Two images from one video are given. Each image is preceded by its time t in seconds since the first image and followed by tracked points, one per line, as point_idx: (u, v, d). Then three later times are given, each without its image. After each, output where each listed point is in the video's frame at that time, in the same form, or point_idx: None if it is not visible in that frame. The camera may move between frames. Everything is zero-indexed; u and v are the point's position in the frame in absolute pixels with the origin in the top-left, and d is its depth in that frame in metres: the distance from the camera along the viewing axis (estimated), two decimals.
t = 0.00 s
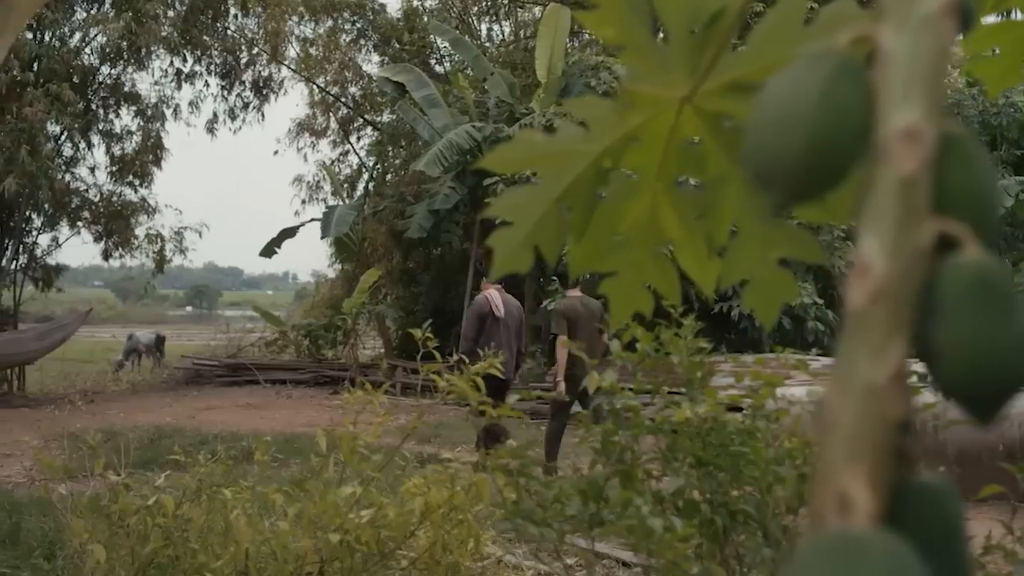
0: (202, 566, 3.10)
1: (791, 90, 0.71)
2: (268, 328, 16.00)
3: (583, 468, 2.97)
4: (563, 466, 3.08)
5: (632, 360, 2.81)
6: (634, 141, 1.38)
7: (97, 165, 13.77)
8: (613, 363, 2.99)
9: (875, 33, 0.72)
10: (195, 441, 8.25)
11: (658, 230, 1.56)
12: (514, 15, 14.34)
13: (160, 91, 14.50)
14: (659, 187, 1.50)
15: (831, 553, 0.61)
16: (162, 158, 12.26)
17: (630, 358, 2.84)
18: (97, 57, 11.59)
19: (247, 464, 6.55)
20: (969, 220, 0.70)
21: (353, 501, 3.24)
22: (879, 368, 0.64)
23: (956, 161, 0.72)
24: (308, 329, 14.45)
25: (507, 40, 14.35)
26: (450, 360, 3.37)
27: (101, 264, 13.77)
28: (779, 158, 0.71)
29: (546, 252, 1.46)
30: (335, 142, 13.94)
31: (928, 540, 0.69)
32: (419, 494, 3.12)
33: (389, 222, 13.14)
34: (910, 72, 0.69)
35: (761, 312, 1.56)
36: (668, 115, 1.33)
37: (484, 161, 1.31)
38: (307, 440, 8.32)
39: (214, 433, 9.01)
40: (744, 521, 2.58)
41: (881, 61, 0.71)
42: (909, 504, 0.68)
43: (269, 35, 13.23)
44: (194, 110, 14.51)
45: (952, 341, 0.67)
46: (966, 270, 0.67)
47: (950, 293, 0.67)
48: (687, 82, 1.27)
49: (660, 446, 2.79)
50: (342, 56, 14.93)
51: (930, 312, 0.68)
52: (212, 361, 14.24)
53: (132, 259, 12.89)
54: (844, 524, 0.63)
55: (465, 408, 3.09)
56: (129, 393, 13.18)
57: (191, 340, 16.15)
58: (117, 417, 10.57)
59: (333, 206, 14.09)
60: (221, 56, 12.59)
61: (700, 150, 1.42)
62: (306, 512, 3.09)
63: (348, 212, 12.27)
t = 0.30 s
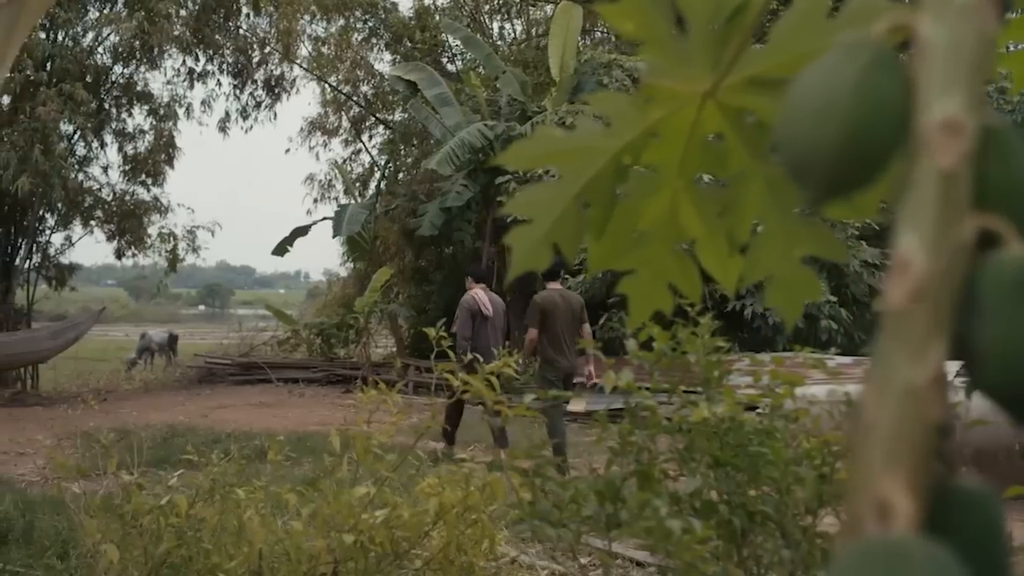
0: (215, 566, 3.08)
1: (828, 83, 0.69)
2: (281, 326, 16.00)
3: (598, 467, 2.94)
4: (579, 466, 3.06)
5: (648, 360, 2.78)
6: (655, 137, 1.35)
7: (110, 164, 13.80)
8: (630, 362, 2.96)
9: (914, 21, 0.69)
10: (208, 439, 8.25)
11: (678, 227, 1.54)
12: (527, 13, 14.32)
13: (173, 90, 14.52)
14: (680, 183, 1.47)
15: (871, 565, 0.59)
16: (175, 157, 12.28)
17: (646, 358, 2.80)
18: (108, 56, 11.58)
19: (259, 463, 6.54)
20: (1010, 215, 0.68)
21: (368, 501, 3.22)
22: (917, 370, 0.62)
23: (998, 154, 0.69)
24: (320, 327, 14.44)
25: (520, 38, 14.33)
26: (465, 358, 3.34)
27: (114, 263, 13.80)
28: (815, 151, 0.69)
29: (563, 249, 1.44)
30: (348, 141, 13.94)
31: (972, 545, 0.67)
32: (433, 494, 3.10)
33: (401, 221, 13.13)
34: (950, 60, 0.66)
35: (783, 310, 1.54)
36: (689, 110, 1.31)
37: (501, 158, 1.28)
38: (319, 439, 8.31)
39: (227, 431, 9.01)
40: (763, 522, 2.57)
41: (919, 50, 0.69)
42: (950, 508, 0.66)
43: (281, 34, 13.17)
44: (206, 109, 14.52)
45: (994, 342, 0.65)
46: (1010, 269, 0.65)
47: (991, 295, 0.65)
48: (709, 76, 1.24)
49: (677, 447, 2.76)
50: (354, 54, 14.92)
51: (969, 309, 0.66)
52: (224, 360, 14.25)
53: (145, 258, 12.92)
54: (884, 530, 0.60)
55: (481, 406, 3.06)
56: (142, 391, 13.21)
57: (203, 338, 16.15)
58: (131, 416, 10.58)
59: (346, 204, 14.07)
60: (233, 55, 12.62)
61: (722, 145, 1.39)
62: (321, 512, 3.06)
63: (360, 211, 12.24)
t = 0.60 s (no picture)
0: (225, 566, 3.07)
1: (860, 75, 0.67)
2: (290, 325, 16.01)
3: (611, 469, 2.92)
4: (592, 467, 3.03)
5: (661, 359, 2.75)
6: (671, 134, 1.33)
7: (120, 163, 13.81)
8: (643, 361, 2.94)
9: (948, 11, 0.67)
10: (218, 438, 8.24)
11: (696, 225, 1.53)
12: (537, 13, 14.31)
13: (182, 90, 14.52)
14: (696, 181, 1.45)
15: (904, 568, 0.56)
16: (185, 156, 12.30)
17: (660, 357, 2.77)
18: (119, 55, 11.60)
19: (269, 462, 6.54)
20: None
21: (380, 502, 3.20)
22: (954, 371, 0.58)
23: None
24: (330, 326, 14.43)
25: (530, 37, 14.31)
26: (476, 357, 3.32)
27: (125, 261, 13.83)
28: (845, 147, 0.67)
29: (578, 247, 1.43)
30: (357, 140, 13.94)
31: (1007, 552, 0.65)
32: (445, 495, 3.08)
33: (411, 220, 13.12)
34: (986, 52, 0.64)
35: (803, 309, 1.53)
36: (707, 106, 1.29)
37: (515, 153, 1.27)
38: (329, 438, 8.30)
39: (237, 430, 9.01)
40: (777, 522, 2.55)
41: (953, 40, 0.66)
42: (988, 513, 0.64)
43: (291, 33, 13.20)
44: (216, 108, 14.53)
45: None
46: None
47: None
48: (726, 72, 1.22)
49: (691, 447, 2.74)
50: (363, 53, 14.91)
51: (1007, 309, 0.63)
52: (234, 359, 14.26)
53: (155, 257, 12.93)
54: (919, 539, 0.57)
55: (493, 406, 3.04)
56: (152, 390, 13.22)
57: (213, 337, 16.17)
58: (141, 414, 10.59)
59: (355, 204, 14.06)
60: (242, 54, 12.62)
61: (740, 142, 1.38)
62: (332, 512, 3.04)
63: (369, 210, 12.23)
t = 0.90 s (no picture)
0: (232, 566, 3.04)
1: (894, 62, 0.64)
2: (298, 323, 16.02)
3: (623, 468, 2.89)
4: (603, 467, 3.01)
5: (673, 358, 2.72)
6: (687, 130, 1.30)
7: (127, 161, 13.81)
8: (654, 360, 2.91)
9: None
10: (225, 437, 8.22)
11: (712, 222, 1.51)
12: (544, 10, 14.30)
13: (189, 89, 14.52)
14: (712, 178, 1.42)
15: None
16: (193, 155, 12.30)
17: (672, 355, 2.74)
18: (126, 54, 11.60)
19: (277, 460, 6.52)
20: None
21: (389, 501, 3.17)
22: (993, 371, 0.49)
23: None
24: (337, 325, 14.42)
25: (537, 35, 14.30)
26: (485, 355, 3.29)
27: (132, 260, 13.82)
28: (877, 139, 0.65)
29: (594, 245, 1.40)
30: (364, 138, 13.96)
31: None
32: (454, 495, 3.05)
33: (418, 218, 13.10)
34: None
35: (823, 307, 1.51)
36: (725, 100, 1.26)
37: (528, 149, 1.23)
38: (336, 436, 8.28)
39: (245, 428, 9.00)
40: (790, 524, 2.54)
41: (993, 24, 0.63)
42: None
43: (298, 32, 13.21)
44: (223, 107, 14.53)
45: None
46: None
47: None
48: (744, 65, 1.19)
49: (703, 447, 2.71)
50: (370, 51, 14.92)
51: None
52: (242, 357, 14.25)
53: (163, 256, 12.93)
54: (955, 550, 0.47)
55: (502, 404, 3.01)
56: (160, 388, 13.22)
57: (220, 336, 16.18)
58: (149, 413, 10.58)
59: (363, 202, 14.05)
60: (250, 53, 12.62)
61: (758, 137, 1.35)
62: (340, 512, 3.01)
63: (376, 209, 12.22)
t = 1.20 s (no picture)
0: (240, 566, 3.03)
1: (920, 46, 0.61)
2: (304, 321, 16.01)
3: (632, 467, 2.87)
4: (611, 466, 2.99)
5: (684, 356, 2.69)
6: (701, 124, 1.28)
7: (133, 160, 13.79)
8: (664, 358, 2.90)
9: None
10: (232, 436, 8.20)
11: (726, 218, 1.49)
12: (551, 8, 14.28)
13: (194, 87, 14.49)
14: (726, 174, 1.40)
15: None
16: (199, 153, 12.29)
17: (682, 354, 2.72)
18: (133, 51, 11.58)
19: (285, 459, 6.50)
20: None
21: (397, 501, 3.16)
22: None
23: None
24: (343, 323, 14.41)
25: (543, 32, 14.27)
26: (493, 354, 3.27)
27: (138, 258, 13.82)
28: (900, 130, 0.62)
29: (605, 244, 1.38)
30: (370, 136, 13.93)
31: None
32: (462, 494, 3.03)
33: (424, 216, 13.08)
34: None
35: (839, 304, 1.49)
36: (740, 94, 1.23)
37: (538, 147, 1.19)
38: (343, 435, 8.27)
39: (252, 427, 8.98)
40: (803, 524, 2.52)
41: None
42: None
43: (305, 30, 13.16)
44: (230, 105, 14.51)
45: None
46: None
47: None
48: (760, 59, 1.16)
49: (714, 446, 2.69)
50: (377, 49, 14.88)
51: None
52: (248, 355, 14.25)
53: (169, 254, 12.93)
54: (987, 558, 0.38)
55: (511, 403, 2.98)
56: (166, 387, 13.21)
57: (227, 334, 16.16)
58: (156, 412, 10.57)
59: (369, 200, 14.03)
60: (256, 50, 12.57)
61: (772, 133, 1.32)
62: (348, 512, 3.00)
63: (383, 207, 12.20)
